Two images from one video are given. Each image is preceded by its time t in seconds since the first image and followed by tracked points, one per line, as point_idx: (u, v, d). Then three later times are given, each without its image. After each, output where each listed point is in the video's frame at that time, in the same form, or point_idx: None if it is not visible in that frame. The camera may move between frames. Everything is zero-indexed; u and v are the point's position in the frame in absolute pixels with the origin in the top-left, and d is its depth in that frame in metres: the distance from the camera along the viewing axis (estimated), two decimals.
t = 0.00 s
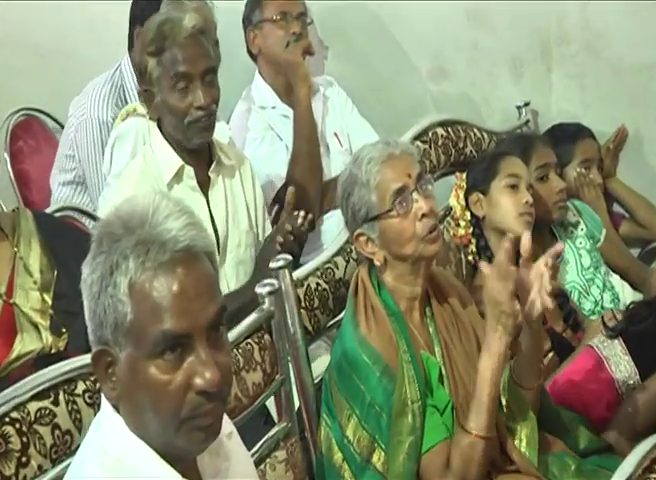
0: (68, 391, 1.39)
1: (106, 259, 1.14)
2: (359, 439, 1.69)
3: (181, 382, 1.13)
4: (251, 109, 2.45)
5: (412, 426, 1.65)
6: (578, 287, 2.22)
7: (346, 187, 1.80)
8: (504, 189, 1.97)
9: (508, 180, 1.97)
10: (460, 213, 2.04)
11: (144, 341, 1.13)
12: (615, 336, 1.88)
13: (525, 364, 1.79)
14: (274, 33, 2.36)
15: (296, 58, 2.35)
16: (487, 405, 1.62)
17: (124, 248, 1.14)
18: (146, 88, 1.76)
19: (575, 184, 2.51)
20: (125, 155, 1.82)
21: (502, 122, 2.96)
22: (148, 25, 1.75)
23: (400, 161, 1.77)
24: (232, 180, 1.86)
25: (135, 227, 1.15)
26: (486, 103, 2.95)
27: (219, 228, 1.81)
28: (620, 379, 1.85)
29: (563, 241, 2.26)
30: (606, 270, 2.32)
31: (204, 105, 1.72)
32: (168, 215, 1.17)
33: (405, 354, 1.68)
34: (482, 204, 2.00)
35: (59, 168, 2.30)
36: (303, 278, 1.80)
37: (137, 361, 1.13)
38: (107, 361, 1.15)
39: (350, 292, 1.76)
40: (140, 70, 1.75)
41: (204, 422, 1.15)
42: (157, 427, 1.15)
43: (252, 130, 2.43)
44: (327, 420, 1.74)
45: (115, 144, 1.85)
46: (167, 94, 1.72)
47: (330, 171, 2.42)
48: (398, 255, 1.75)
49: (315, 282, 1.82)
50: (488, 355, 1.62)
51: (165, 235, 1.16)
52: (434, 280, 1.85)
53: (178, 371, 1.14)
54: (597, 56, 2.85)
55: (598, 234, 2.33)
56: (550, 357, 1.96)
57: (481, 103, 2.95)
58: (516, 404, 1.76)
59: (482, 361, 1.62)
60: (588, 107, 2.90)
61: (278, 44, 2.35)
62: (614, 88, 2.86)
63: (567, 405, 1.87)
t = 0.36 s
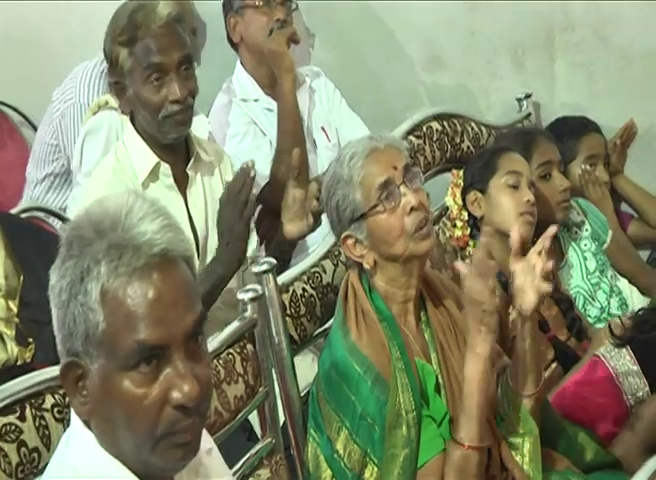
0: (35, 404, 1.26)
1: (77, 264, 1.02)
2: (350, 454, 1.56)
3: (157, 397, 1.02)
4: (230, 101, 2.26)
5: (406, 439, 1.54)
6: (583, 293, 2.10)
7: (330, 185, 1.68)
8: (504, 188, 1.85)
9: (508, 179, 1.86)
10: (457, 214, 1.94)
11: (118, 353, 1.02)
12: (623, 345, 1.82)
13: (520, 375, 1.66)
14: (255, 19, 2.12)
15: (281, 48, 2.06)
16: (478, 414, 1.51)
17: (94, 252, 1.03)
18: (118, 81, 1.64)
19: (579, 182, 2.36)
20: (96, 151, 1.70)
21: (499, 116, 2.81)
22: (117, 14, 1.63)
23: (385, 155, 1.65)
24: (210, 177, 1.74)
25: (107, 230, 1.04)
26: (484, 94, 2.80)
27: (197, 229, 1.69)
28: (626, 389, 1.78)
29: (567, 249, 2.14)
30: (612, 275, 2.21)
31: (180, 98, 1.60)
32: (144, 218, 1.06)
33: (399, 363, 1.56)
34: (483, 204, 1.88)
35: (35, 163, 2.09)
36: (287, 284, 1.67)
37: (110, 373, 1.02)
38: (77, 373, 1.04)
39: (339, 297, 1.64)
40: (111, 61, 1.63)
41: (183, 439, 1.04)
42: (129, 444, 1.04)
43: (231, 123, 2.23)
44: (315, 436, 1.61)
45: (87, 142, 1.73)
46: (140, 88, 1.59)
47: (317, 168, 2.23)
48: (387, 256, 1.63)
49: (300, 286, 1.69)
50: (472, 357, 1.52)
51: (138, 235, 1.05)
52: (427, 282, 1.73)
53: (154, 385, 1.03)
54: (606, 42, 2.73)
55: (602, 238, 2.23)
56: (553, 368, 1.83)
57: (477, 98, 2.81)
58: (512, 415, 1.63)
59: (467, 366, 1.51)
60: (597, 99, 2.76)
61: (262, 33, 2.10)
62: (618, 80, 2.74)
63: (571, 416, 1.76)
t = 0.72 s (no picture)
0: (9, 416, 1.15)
1: (54, 267, 0.96)
2: (347, 471, 1.45)
3: (141, 408, 0.96)
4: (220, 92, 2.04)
5: (407, 456, 1.44)
6: (595, 297, 2.00)
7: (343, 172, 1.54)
8: (510, 184, 1.77)
9: (514, 175, 1.78)
10: (459, 213, 1.83)
11: (98, 363, 0.96)
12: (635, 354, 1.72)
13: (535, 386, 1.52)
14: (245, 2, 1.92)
15: (273, 36, 1.91)
16: (499, 434, 1.38)
17: (72, 255, 0.96)
18: (98, 63, 1.54)
19: (590, 179, 2.22)
20: (74, 144, 1.60)
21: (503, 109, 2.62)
22: None
23: (408, 157, 1.51)
24: (195, 172, 1.63)
25: (87, 230, 0.97)
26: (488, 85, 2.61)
27: (180, 230, 1.58)
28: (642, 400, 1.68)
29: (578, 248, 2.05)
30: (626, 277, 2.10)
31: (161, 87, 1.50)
32: (124, 217, 0.99)
33: (400, 373, 1.45)
34: (487, 202, 1.79)
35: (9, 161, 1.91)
36: (281, 287, 1.56)
37: (90, 384, 0.96)
38: (55, 384, 0.98)
39: (336, 301, 1.52)
40: (92, 41, 1.53)
41: (168, 454, 0.98)
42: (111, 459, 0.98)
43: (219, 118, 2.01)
44: (309, 448, 1.51)
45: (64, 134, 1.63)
46: (119, 73, 1.50)
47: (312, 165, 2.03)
48: (394, 263, 1.52)
49: (293, 292, 1.58)
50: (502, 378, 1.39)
51: (121, 238, 0.98)
52: (434, 290, 1.61)
53: (138, 395, 0.97)
54: (618, 30, 2.53)
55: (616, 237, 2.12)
56: (564, 377, 1.76)
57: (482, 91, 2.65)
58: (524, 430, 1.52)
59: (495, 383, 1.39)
60: (607, 90, 2.57)
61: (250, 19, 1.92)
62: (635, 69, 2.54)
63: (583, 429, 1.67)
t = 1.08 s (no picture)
0: None
1: (25, 269, 0.87)
2: None
3: (117, 421, 0.87)
4: (202, 84, 1.94)
5: (403, 475, 1.33)
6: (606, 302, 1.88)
7: (328, 174, 1.44)
8: (514, 182, 1.67)
9: (518, 172, 1.68)
10: (459, 213, 1.74)
11: (73, 374, 0.87)
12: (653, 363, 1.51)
13: (517, 388, 1.40)
14: None
15: (259, 24, 1.73)
16: (485, 437, 1.31)
17: (44, 257, 0.87)
18: (71, 55, 1.41)
19: (599, 175, 2.06)
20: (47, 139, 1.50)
21: (505, 102, 2.43)
22: None
23: (392, 150, 1.42)
24: (175, 171, 1.53)
25: (60, 231, 0.88)
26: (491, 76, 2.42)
27: (161, 231, 1.47)
28: None
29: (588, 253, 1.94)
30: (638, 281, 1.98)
31: (142, 81, 1.39)
32: (100, 217, 0.89)
33: (394, 385, 1.36)
34: (491, 202, 1.70)
35: None
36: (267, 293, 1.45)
37: (64, 396, 0.87)
38: (25, 396, 0.89)
39: (326, 308, 1.42)
40: (64, 31, 1.40)
41: (147, 472, 0.89)
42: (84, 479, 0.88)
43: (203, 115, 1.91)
44: (298, 467, 1.40)
45: (37, 130, 1.53)
46: (96, 67, 1.37)
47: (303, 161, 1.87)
48: (385, 265, 1.42)
49: (281, 297, 1.47)
50: (478, 378, 1.32)
51: (96, 239, 0.88)
52: (429, 293, 1.50)
53: (114, 407, 0.87)
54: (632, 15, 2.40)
55: (627, 238, 2.00)
56: (572, 389, 1.66)
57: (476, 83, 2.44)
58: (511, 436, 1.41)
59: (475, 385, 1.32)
60: (619, 81, 2.33)
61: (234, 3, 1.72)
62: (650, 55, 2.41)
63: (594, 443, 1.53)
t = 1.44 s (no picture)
0: None
1: None
2: None
3: (91, 439, 0.79)
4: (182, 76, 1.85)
5: None
6: (616, 311, 1.75)
7: (306, 177, 1.35)
8: (516, 182, 1.59)
9: (520, 172, 1.60)
10: (459, 214, 1.66)
11: (42, 388, 0.79)
12: None
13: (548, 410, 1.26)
14: None
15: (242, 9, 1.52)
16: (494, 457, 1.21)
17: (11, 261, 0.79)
18: (38, 46, 1.31)
19: (608, 173, 1.93)
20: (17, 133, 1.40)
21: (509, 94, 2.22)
22: None
23: (369, 143, 1.33)
24: (152, 169, 1.43)
25: (29, 233, 0.80)
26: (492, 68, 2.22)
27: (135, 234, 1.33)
28: None
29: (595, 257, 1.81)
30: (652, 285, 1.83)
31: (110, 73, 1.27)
32: (73, 219, 0.82)
33: (389, 398, 1.26)
34: (491, 203, 1.61)
35: None
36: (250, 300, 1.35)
37: (32, 412, 0.79)
38: None
39: (315, 319, 1.32)
40: (30, 20, 1.31)
41: None
42: None
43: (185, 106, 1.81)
44: None
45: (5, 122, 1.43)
46: (64, 58, 1.26)
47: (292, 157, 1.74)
48: (372, 266, 1.32)
49: (267, 303, 1.37)
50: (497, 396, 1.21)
51: (67, 243, 0.81)
52: (423, 299, 1.40)
53: (87, 424, 0.80)
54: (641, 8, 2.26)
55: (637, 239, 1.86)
56: (579, 403, 1.53)
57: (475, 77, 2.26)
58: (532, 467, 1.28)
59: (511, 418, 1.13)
60: (628, 72, 2.14)
61: None
62: None
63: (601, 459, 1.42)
